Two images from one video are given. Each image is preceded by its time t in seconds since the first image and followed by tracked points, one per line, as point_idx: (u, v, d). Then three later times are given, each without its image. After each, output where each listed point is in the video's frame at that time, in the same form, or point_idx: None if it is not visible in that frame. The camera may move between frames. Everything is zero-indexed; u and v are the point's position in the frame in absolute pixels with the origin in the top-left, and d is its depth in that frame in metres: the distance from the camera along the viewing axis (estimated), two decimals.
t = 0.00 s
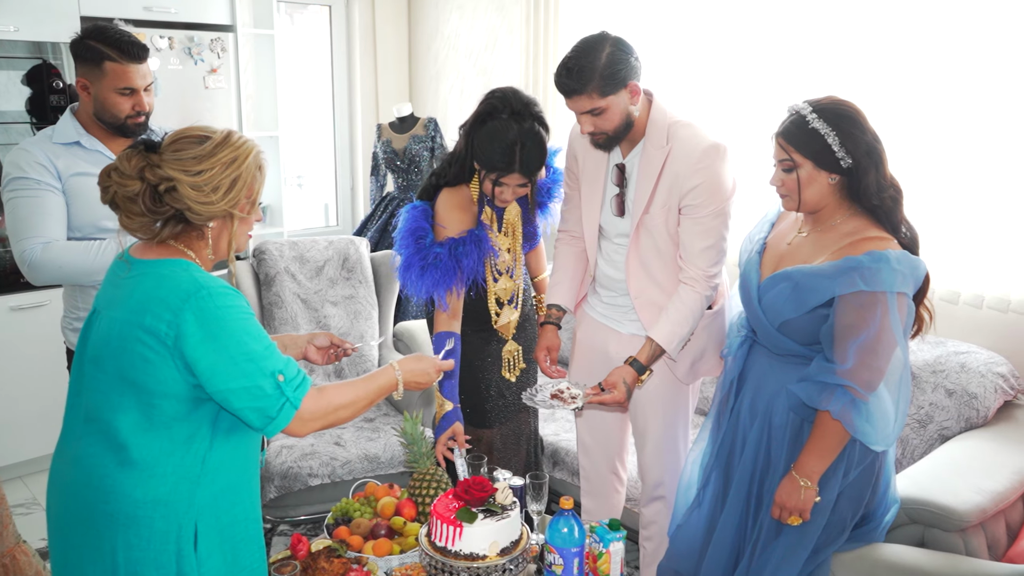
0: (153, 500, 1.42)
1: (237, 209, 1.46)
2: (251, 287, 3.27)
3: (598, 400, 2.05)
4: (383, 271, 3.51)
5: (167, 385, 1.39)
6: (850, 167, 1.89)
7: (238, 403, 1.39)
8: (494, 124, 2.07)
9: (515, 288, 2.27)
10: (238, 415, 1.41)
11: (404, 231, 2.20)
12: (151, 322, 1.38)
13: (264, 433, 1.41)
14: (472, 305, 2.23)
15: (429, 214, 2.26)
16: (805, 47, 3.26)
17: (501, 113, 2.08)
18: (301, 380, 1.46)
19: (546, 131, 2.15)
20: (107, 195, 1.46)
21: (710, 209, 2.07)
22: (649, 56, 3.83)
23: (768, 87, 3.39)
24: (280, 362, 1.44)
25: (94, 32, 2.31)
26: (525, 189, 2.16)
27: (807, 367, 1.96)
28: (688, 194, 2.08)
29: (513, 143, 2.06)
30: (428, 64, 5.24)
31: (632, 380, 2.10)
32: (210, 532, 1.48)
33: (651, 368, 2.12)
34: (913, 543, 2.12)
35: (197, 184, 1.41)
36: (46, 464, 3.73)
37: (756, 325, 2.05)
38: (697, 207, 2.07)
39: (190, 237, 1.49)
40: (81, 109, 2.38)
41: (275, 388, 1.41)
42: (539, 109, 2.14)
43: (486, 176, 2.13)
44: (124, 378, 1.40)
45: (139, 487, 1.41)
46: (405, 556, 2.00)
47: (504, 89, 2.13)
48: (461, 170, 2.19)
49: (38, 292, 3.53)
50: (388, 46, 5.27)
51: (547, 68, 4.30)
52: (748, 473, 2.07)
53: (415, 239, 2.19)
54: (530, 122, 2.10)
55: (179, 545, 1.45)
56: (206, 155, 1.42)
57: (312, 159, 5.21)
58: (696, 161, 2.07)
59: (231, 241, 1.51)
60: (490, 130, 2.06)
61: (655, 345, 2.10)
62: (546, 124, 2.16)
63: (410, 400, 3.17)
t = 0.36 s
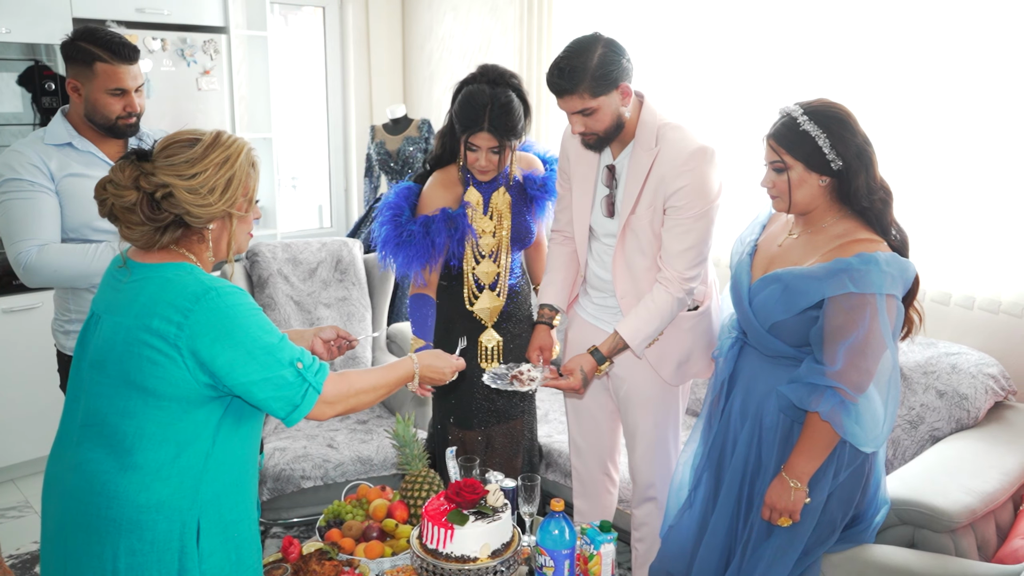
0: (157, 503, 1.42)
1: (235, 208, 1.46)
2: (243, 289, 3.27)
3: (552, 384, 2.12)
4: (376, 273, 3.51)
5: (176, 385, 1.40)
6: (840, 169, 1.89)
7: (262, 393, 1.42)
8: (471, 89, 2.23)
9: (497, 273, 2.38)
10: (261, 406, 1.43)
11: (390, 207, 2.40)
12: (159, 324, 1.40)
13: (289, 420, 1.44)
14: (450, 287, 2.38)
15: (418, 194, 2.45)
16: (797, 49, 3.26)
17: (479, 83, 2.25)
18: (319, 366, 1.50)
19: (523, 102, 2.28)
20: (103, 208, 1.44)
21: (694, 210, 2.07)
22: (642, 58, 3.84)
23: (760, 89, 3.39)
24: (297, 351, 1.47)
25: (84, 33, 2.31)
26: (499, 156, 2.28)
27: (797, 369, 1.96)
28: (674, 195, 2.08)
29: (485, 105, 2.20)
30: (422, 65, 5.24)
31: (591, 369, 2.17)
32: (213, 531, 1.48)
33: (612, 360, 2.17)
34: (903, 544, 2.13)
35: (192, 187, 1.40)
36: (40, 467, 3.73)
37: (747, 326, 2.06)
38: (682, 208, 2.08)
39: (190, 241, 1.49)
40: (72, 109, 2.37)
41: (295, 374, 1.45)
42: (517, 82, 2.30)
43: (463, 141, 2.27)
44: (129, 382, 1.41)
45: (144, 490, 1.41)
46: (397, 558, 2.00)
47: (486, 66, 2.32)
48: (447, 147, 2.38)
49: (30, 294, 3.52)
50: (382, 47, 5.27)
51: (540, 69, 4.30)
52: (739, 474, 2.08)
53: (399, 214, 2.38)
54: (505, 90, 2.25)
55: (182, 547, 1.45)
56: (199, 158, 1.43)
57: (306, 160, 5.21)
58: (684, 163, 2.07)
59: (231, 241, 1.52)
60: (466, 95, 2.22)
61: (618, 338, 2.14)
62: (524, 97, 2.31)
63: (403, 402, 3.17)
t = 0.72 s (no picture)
0: (155, 503, 1.41)
1: (239, 211, 1.46)
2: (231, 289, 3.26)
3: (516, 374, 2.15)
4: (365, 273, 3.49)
5: (182, 377, 1.40)
6: (831, 171, 1.89)
7: (280, 380, 1.43)
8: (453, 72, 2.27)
9: (476, 256, 2.41)
10: (284, 388, 1.44)
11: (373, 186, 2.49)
12: (167, 323, 1.40)
13: (314, 398, 1.45)
14: (433, 276, 2.43)
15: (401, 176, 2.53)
16: (785, 49, 3.27)
17: (459, 66, 2.29)
18: (335, 346, 1.52)
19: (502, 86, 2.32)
20: (108, 214, 1.44)
21: (674, 210, 2.07)
22: (630, 57, 3.84)
23: (749, 89, 3.39)
24: (313, 335, 1.49)
25: (65, 33, 2.30)
26: (479, 138, 2.30)
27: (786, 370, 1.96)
28: (654, 194, 2.08)
29: (466, 87, 2.23)
30: (412, 65, 5.22)
31: (558, 360, 2.16)
32: (208, 524, 1.47)
33: (580, 352, 2.17)
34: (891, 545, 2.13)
35: (197, 192, 1.40)
36: (27, 470, 3.70)
37: (736, 328, 2.05)
38: (662, 209, 2.07)
39: (195, 245, 1.48)
40: (55, 110, 2.36)
41: (315, 356, 1.47)
42: (497, 67, 2.33)
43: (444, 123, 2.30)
44: (132, 383, 1.41)
45: (144, 490, 1.41)
46: (384, 561, 1.98)
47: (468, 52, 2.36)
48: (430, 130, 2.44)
49: (16, 296, 3.49)
50: (371, 47, 5.26)
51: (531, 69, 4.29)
52: (727, 475, 2.07)
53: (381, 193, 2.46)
54: (485, 73, 2.29)
55: (178, 546, 1.44)
56: (203, 162, 1.42)
57: (296, 160, 5.18)
58: (665, 162, 2.06)
59: (235, 244, 1.52)
60: (447, 77, 2.24)
61: (588, 331, 2.14)
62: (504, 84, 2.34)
63: (391, 403, 3.14)
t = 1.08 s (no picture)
0: (145, 506, 1.39)
1: (237, 215, 1.44)
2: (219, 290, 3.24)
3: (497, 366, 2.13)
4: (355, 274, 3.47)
5: (174, 381, 1.38)
6: (826, 172, 1.89)
7: (274, 383, 1.42)
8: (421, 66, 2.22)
9: (446, 250, 2.37)
10: (278, 391, 1.43)
11: (338, 188, 2.44)
12: (161, 326, 1.38)
13: (307, 402, 1.44)
14: (402, 280, 2.38)
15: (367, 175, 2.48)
16: (775, 48, 3.26)
17: (427, 59, 2.25)
18: (329, 349, 1.51)
19: (471, 77, 2.28)
20: (104, 219, 1.41)
21: (662, 210, 2.05)
22: (621, 57, 3.83)
23: (740, 89, 3.38)
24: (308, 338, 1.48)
25: (49, 32, 2.28)
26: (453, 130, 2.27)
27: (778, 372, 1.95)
28: (641, 193, 2.06)
29: (439, 79, 2.19)
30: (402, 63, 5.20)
31: (538, 354, 2.16)
32: (197, 528, 1.45)
33: (560, 347, 2.16)
34: (882, 548, 2.13)
35: (195, 196, 1.38)
36: (15, 472, 3.67)
37: (727, 329, 2.04)
38: (649, 207, 2.06)
39: (193, 249, 1.46)
40: (39, 110, 2.33)
41: (309, 359, 1.46)
42: (464, 59, 2.29)
43: (416, 118, 2.25)
44: (124, 386, 1.39)
45: (134, 493, 1.38)
46: (373, 566, 1.97)
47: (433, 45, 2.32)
48: (399, 128, 2.39)
49: None
50: (361, 46, 5.23)
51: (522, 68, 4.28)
52: (718, 477, 2.07)
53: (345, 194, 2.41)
54: (454, 65, 2.25)
55: (167, 549, 1.42)
56: (201, 166, 1.40)
57: (286, 159, 5.16)
58: (653, 162, 2.05)
59: (233, 248, 1.50)
60: (417, 71, 2.20)
61: (569, 327, 2.13)
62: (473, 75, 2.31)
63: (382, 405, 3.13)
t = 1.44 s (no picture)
0: (135, 507, 1.37)
1: (221, 215, 1.42)
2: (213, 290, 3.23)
3: (482, 358, 2.12)
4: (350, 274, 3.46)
5: (165, 381, 1.35)
6: (826, 173, 1.86)
7: (270, 379, 1.40)
8: (397, 66, 2.19)
9: (416, 253, 2.34)
10: (274, 387, 1.41)
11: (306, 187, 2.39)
12: (152, 326, 1.35)
13: (305, 397, 1.42)
14: (370, 284, 2.35)
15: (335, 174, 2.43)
16: (772, 47, 3.24)
17: (402, 58, 2.23)
18: (324, 342, 1.49)
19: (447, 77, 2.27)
20: (86, 221, 1.39)
21: (653, 209, 2.03)
22: (619, 55, 3.80)
23: (737, 88, 3.36)
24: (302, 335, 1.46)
25: (37, 29, 2.27)
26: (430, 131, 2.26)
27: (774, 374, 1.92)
28: (633, 192, 2.04)
29: (416, 80, 2.17)
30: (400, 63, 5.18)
31: (523, 348, 2.16)
32: (188, 531, 1.43)
33: (545, 343, 2.17)
34: (879, 552, 2.10)
35: (178, 196, 1.36)
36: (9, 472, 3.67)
37: (722, 330, 2.02)
38: (640, 206, 2.04)
39: (179, 250, 1.44)
40: (29, 109, 2.31)
41: (304, 354, 1.44)
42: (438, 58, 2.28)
43: (392, 119, 2.22)
44: (113, 387, 1.37)
45: (124, 495, 1.36)
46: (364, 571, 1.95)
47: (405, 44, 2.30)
48: (371, 129, 2.35)
49: None
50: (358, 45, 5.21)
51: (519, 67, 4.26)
52: (712, 479, 2.04)
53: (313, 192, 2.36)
54: (429, 64, 2.23)
55: (157, 550, 1.39)
56: (183, 166, 1.38)
57: (283, 159, 5.14)
58: (644, 159, 2.03)
59: (218, 249, 1.48)
60: (393, 70, 2.18)
61: (555, 323, 2.12)
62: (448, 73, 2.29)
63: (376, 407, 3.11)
